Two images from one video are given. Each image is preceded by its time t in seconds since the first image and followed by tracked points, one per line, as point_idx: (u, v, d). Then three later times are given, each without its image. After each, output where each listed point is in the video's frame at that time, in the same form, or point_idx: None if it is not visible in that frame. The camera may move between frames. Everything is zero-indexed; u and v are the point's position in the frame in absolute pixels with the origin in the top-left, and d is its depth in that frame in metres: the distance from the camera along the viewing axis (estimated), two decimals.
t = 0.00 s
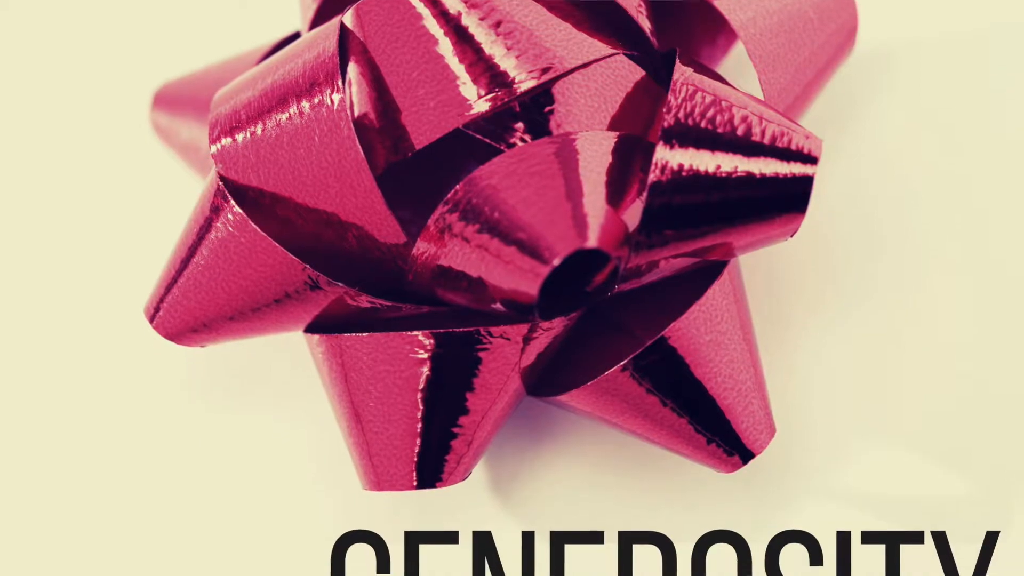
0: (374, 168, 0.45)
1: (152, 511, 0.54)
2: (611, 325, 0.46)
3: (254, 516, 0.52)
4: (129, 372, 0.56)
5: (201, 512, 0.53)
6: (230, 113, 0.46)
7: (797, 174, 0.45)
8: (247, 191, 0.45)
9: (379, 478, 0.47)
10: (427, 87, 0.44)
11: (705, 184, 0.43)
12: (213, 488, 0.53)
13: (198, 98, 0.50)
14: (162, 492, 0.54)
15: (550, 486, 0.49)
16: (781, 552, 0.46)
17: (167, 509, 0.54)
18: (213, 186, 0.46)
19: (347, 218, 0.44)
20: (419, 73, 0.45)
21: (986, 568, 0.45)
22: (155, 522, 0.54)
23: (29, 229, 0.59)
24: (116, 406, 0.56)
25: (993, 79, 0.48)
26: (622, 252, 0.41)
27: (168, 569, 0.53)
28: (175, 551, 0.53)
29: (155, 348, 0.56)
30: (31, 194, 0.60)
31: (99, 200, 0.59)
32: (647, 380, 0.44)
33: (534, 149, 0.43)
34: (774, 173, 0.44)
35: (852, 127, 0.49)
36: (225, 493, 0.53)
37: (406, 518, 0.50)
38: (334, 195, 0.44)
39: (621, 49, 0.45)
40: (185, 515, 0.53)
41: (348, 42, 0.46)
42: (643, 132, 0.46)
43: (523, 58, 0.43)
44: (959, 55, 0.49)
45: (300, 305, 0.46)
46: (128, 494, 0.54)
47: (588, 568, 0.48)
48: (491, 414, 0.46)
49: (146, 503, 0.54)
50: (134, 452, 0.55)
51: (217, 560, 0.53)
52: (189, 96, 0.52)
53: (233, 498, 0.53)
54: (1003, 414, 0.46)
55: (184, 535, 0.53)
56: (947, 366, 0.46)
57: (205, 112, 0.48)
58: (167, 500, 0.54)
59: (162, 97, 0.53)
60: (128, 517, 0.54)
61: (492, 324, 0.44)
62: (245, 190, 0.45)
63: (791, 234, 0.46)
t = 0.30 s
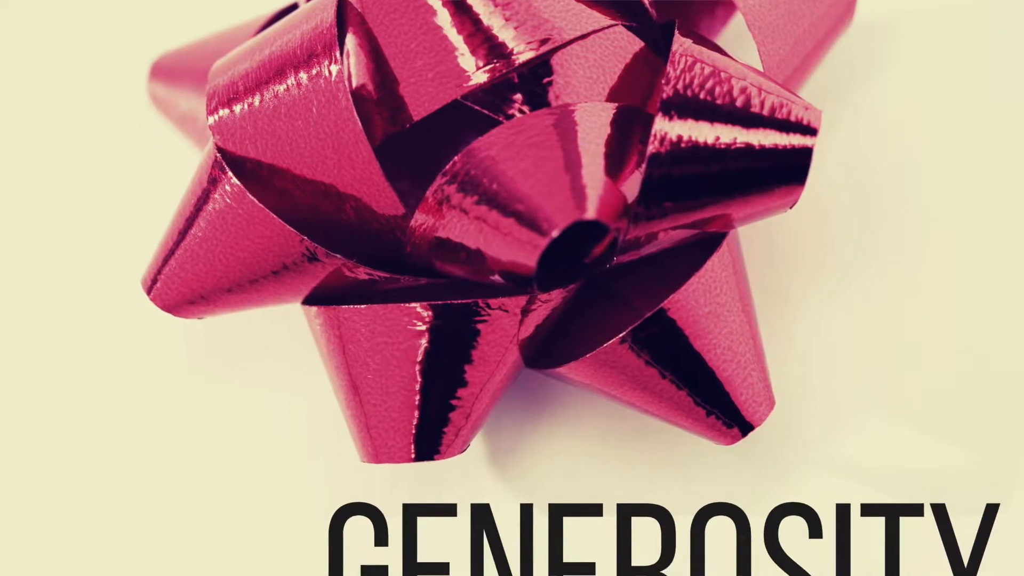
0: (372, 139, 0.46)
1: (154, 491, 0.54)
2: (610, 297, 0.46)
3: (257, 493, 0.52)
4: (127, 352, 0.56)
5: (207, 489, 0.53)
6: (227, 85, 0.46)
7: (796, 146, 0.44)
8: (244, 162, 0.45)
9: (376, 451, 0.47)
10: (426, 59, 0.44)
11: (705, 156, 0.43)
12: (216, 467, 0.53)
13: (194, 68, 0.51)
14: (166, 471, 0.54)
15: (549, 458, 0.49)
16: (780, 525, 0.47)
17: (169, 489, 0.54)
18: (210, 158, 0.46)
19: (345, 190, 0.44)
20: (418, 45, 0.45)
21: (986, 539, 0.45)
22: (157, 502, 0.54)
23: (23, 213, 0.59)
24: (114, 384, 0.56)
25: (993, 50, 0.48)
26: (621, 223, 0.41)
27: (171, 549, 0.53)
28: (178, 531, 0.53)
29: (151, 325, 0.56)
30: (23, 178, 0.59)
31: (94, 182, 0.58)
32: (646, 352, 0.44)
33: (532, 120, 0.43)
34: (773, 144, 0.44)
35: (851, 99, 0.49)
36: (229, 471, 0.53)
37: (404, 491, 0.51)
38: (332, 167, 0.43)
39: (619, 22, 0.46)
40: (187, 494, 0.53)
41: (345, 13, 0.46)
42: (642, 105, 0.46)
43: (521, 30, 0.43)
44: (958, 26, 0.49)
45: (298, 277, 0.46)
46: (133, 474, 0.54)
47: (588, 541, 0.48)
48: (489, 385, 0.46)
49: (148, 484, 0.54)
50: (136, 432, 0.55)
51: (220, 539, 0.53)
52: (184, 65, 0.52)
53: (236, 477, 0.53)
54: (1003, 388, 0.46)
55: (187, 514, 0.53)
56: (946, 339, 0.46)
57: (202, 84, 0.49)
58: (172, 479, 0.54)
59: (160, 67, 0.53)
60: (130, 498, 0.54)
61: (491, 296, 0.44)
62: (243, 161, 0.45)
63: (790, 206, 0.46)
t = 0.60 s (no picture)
0: (370, 112, 0.45)
1: (158, 469, 0.54)
2: (611, 274, 0.46)
3: (263, 471, 0.53)
4: (127, 331, 0.56)
5: (212, 468, 0.53)
6: (225, 57, 0.46)
7: (795, 119, 0.44)
8: (243, 135, 0.45)
9: (375, 425, 0.47)
10: (424, 31, 0.44)
11: (704, 128, 0.43)
12: (221, 446, 0.54)
13: (192, 40, 0.51)
14: (172, 450, 0.54)
15: (546, 433, 0.50)
16: (780, 496, 0.48)
17: (175, 463, 0.54)
18: (208, 130, 0.46)
19: (343, 162, 0.44)
20: (416, 17, 0.44)
21: (985, 511, 0.47)
22: (161, 479, 0.54)
23: (12, 197, 0.58)
24: (116, 365, 0.56)
25: (993, 25, 0.48)
26: (619, 196, 0.41)
27: (179, 525, 0.54)
28: (185, 508, 0.54)
29: (150, 305, 0.55)
30: (9, 161, 0.58)
31: (77, 165, 0.57)
32: (645, 325, 0.44)
33: (530, 92, 0.42)
34: (773, 117, 0.43)
35: (852, 73, 0.48)
36: (234, 450, 0.53)
37: (404, 466, 0.51)
38: (330, 140, 0.43)
39: None
40: (193, 470, 0.54)
41: None
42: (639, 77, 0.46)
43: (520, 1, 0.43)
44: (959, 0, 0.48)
45: (297, 249, 0.46)
46: (138, 453, 0.55)
47: (591, 514, 0.49)
48: (488, 358, 0.46)
49: (153, 462, 0.54)
50: (140, 412, 0.55)
51: (227, 515, 0.53)
52: (182, 36, 0.52)
53: (241, 455, 0.53)
54: (1003, 359, 0.47)
55: (193, 491, 0.54)
56: (946, 311, 0.48)
57: (201, 57, 0.49)
58: (178, 458, 0.54)
59: (156, 38, 0.53)
60: (135, 476, 0.54)
61: (489, 269, 0.43)
62: (242, 134, 0.45)
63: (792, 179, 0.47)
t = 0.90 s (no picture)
0: (369, 89, 0.45)
1: (157, 449, 0.54)
2: (611, 252, 0.45)
3: (262, 451, 0.53)
4: (125, 312, 0.56)
5: (211, 449, 0.53)
6: (223, 34, 0.46)
7: (795, 96, 0.43)
8: (241, 113, 0.44)
9: (373, 403, 0.47)
10: (422, 7, 0.43)
11: (703, 106, 0.42)
12: (220, 426, 0.53)
13: (189, 19, 0.51)
14: (171, 431, 0.54)
15: (546, 411, 0.50)
16: (780, 474, 0.48)
17: (175, 444, 0.54)
18: (206, 108, 0.45)
19: (341, 140, 0.44)
20: None
21: (986, 490, 0.48)
22: (161, 460, 0.54)
23: (10, 179, 0.58)
24: (115, 346, 0.55)
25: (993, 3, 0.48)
26: (618, 173, 0.41)
27: (182, 493, 0.54)
28: (186, 489, 0.54)
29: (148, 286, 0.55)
30: None
31: (76, 147, 0.57)
32: (645, 303, 0.44)
33: (530, 69, 0.42)
34: (773, 94, 0.43)
35: (851, 52, 0.48)
36: (234, 431, 0.53)
37: (402, 443, 0.51)
38: (328, 117, 0.43)
39: None
40: (193, 451, 0.54)
41: None
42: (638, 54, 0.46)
43: None
44: None
45: (296, 227, 0.46)
46: (137, 434, 0.54)
47: (591, 493, 0.50)
48: (487, 335, 0.46)
49: (155, 443, 0.54)
50: (138, 393, 0.55)
51: (227, 497, 0.53)
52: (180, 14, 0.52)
53: (240, 435, 0.53)
54: (1002, 338, 0.48)
55: (192, 471, 0.54)
56: (947, 291, 0.48)
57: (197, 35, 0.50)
58: (177, 438, 0.54)
59: (154, 15, 0.53)
60: (135, 450, 0.54)
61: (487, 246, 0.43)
62: (240, 111, 0.44)
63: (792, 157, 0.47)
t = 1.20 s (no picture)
0: (369, 71, 0.45)
1: (156, 433, 0.54)
2: (611, 235, 0.45)
3: (262, 435, 0.53)
4: (124, 296, 0.55)
5: (210, 432, 0.53)
6: (222, 17, 0.45)
7: (795, 78, 0.43)
8: (240, 96, 0.44)
9: (372, 386, 0.47)
10: None
11: (702, 87, 0.42)
12: (220, 410, 0.53)
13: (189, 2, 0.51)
14: (170, 414, 0.54)
15: (546, 395, 0.50)
16: (780, 457, 0.48)
17: (174, 427, 0.54)
18: (204, 90, 0.45)
19: (339, 122, 0.44)
20: None
21: (986, 472, 0.47)
22: (160, 443, 0.54)
23: (6, 162, 0.58)
24: (113, 331, 0.55)
25: None
26: (617, 155, 0.41)
27: (181, 478, 0.54)
28: (184, 465, 0.54)
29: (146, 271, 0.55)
30: None
31: (73, 132, 0.57)
32: (644, 286, 0.44)
33: (529, 51, 0.42)
34: (772, 77, 0.42)
35: (852, 35, 0.48)
36: (233, 414, 0.53)
37: (401, 426, 0.51)
38: (327, 100, 0.43)
39: None
40: (192, 434, 0.54)
41: None
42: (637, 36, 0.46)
43: None
44: None
45: (296, 209, 0.45)
46: (136, 418, 0.54)
47: (591, 476, 0.49)
48: (487, 318, 0.46)
49: (154, 427, 0.54)
50: (137, 377, 0.55)
51: (226, 472, 0.53)
52: None
53: (240, 419, 0.53)
54: (1003, 321, 0.48)
55: (192, 455, 0.54)
56: (947, 275, 0.48)
57: (196, 17, 0.50)
58: (176, 422, 0.54)
59: None
60: (134, 434, 0.54)
61: (486, 228, 0.43)
62: (239, 94, 0.44)
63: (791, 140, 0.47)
